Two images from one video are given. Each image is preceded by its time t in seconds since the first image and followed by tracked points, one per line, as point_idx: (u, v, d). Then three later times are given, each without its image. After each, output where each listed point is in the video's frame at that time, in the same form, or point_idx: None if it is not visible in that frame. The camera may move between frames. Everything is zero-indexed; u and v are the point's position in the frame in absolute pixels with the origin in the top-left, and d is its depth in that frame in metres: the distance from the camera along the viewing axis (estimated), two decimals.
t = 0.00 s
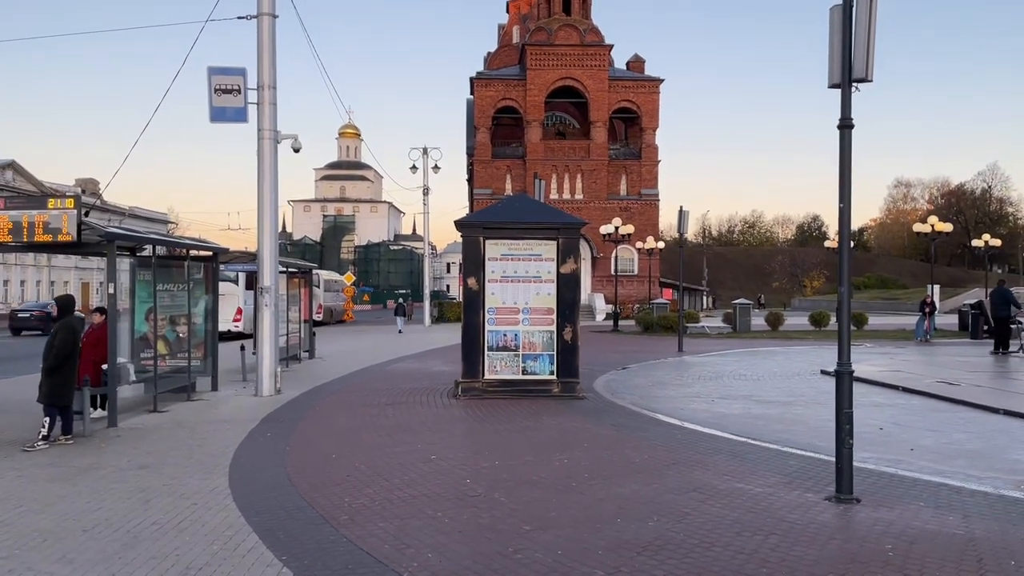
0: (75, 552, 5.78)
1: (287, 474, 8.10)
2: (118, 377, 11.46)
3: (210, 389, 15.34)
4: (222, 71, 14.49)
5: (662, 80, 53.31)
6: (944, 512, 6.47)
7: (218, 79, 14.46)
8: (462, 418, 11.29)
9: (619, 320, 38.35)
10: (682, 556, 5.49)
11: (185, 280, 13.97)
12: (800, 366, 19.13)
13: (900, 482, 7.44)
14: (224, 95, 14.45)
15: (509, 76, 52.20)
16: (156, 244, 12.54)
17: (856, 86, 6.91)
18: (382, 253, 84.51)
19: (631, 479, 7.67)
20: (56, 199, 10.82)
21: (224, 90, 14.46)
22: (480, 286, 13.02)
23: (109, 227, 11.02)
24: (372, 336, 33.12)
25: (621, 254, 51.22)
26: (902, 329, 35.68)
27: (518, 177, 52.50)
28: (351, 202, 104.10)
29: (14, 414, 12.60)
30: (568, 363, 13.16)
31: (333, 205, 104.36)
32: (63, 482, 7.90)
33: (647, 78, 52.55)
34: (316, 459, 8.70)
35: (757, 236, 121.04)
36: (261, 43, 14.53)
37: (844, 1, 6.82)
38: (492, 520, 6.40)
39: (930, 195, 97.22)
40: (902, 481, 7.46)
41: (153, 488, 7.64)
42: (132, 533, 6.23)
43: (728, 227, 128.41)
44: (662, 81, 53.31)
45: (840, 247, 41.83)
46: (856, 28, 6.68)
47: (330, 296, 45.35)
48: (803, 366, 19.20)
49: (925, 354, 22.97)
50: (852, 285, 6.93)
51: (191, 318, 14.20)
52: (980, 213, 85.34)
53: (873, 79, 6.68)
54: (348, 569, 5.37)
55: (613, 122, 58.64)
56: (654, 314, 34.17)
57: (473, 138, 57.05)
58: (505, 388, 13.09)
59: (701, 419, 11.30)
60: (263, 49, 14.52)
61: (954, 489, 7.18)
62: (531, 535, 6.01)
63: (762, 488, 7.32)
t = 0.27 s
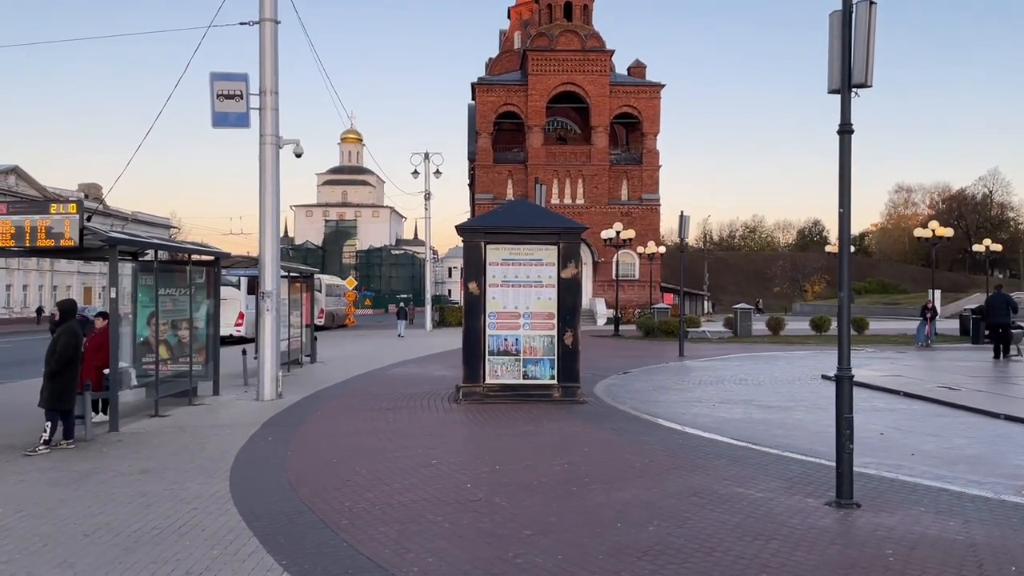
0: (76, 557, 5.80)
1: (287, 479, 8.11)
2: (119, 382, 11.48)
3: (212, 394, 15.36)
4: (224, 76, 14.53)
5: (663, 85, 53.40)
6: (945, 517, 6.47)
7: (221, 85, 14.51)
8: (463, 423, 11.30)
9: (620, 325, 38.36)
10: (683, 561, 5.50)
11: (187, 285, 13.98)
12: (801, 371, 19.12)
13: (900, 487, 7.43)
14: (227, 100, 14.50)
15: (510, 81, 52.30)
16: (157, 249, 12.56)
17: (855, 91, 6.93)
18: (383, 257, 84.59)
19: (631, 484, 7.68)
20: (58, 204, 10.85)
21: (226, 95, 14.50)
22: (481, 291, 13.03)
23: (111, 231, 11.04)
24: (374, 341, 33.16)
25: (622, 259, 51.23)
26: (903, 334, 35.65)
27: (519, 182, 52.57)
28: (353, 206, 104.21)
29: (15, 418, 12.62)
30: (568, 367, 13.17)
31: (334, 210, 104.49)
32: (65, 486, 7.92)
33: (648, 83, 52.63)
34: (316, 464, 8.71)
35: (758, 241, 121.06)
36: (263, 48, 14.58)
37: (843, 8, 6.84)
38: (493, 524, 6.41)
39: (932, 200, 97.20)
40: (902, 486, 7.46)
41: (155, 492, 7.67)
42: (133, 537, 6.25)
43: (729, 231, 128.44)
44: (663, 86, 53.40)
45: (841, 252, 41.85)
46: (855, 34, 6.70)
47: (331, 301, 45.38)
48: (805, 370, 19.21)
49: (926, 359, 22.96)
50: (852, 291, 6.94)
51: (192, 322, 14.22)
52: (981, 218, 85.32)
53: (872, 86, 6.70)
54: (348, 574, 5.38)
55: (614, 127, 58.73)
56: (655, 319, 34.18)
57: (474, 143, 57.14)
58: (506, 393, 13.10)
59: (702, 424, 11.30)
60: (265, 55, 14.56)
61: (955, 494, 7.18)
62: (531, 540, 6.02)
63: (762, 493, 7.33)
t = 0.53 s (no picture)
0: (73, 563, 5.76)
1: (285, 485, 8.07)
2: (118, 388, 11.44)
3: (211, 400, 15.33)
4: (224, 81, 14.54)
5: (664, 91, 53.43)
6: (946, 524, 6.43)
7: (221, 90, 14.52)
8: (462, 429, 11.26)
9: (621, 330, 38.31)
10: (683, 568, 5.46)
11: (186, 290, 13.96)
12: (802, 377, 19.08)
13: (901, 494, 7.40)
14: (227, 105, 14.50)
15: (511, 87, 52.34)
16: (157, 254, 12.55)
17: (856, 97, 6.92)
18: (384, 263, 84.60)
19: (632, 491, 7.64)
20: (58, 209, 10.85)
21: (226, 100, 14.51)
22: (481, 296, 13.00)
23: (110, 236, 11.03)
24: (374, 346, 33.13)
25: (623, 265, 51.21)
26: (904, 340, 35.56)
27: (520, 188, 52.57)
28: (354, 212, 104.27)
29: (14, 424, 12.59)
30: (569, 373, 13.14)
31: (335, 215, 104.54)
32: (63, 492, 7.88)
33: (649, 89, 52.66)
34: (315, 470, 8.67)
35: (759, 246, 121.03)
36: (264, 54, 14.59)
37: (843, 13, 6.83)
38: (492, 531, 6.38)
39: (933, 206, 97.22)
40: (903, 493, 7.42)
41: (153, 498, 7.64)
42: (131, 544, 6.21)
43: (730, 237, 128.40)
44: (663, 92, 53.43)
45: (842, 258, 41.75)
46: (855, 39, 6.69)
47: (331, 306, 45.34)
48: (806, 377, 19.16)
49: (928, 366, 22.90)
50: (853, 297, 6.91)
51: (192, 328, 14.19)
52: (983, 224, 85.23)
53: (872, 91, 6.69)
54: None
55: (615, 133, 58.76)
56: (656, 325, 34.13)
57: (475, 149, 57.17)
58: (506, 399, 13.07)
59: (703, 431, 11.26)
60: (265, 60, 14.57)
61: (956, 501, 7.14)
62: (530, 546, 5.98)
63: (763, 499, 7.29)
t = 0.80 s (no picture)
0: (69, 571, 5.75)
1: (284, 493, 8.06)
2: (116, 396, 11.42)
3: (209, 407, 15.32)
4: (224, 89, 14.58)
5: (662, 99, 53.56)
6: (945, 532, 6.43)
7: (221, 98, 14.55)
8: (461, 437, 11.25)
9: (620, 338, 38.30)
10: None
11: (185, 298, 13.95)
12: (801, 385, 19.07)
13: (900, 502, 7.39)
14: (227, 113, 14.54)
15: (510, 96, 52.46)
16: (156, 261, 12.56)
17: (853, 106, 6.94)
18: (383, 271, 84.63)
19: (631, 499, 7.63)
20: (57, 217, 10.86)
21: (226, 108, 14.54)
22: (480, 303, 13.02)
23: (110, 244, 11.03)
24: (373, 354, 33.11)
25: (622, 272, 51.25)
26: (903, 348, 35.57)
27: (519, 196, 52.67)
28: (353, 220, 104.40)
29: (12, 432, 12.57)
30: (568, 381, 13.14)
31: (335, 223, 104.65)
32: (60, 500, 7.87)
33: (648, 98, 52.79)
34: (312, 478, 8.66)
35: (758, 254, 121.16)
36: (263, 62, 14.63)
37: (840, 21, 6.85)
38: (490, 539, 6.37)
39: (931, 214, 97.27)
40: (901, 501, 7.41)
41: (150, 506, 7.63)
42: (128, 552, 6.20)
43: (729, 245, 128.55)
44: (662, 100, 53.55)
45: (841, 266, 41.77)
46: (852, 48, 6.72)
47: (330, 314, 45.32)
48: (805, 385, 19.16)
49: (927, 374, 22.90)
50: (850, 305, 6.93)
51: (191, 336, 14.18)
52: (981, 232, 85.32)
53: (869, 99, 6.71)
54: None
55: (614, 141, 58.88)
56: (655, 332, 34.13)
57: (474, 157, 57.28)
58: (505, 407, 13.08)
59: (701, 438, 11.25)
60: (265, 69, 14.62)
61: (955, 509, 7.14)
62: (528, 554, 5.97)
63: (761, 508, 7.29)
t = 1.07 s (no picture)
0: None
1: (280, 503, 8.04)
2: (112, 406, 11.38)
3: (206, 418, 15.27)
4: (222, 100, 14.61)
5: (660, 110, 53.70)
6: (941, 543, 6.41)
7: (218, 108, 14.59)
8: (458, 447, 11.21)
9: (618, 348, 38.28)
10: None
11: (182, 308, 13.91)
12: (799, 395, 19.05)
13: (896, 513, 7.37)
14: (224, 123, 14.56)
15: (508, 106, 52.57)
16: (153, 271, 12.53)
17: (848, 116, 6.96)
18: (381, 280, 84.59)
19: (627, 509, 7.60)
20: (54, 227, 10.85)
21: (224, 118, 14.57)
22: (477, 313, 13.02)
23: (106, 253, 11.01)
24: (371, 364, 33.05)
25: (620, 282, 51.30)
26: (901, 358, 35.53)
27: (517, 206, 52.76)
28: (351, 229, 104.51)
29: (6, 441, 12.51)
30: (565, 391, 13.12)
31: (333, 233, 104.73)
32: (55, 511, 7.82)
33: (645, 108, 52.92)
34: (308, 489, 8.63)
35: (756, 265, 121.29)
36: (261, 72, 14.67)
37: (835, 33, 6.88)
38: (486, 550, 6.34)
39: (929, 224, 97.48)
40: (898, 512, 7.39)
41: (145, 516, 7.59)
42: (122, 562, 6.17)
43: (727, 255, 128.71)
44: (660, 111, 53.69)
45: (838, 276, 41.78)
46: (846, 59, 6.74)
47: (328, 324, 45.23)
48: (803, 395, 19.13)
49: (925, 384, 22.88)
50: (847, 315, 6.93)
51: (188, 346, 14.13)
52: (978, 242, 85.50)
53: (864, 110, 6.74)
54: None
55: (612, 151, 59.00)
56: (653, 342, 34.10)
57: (473, 167, 57.41)
58: (501, 417, 13.05)
59: (698, 449, 11.22)
60: (263, 79, 14.66)
61: (951, 520, 7.13)
62: (524, 566, 5.94)
63: (757, 518, 7.27)
